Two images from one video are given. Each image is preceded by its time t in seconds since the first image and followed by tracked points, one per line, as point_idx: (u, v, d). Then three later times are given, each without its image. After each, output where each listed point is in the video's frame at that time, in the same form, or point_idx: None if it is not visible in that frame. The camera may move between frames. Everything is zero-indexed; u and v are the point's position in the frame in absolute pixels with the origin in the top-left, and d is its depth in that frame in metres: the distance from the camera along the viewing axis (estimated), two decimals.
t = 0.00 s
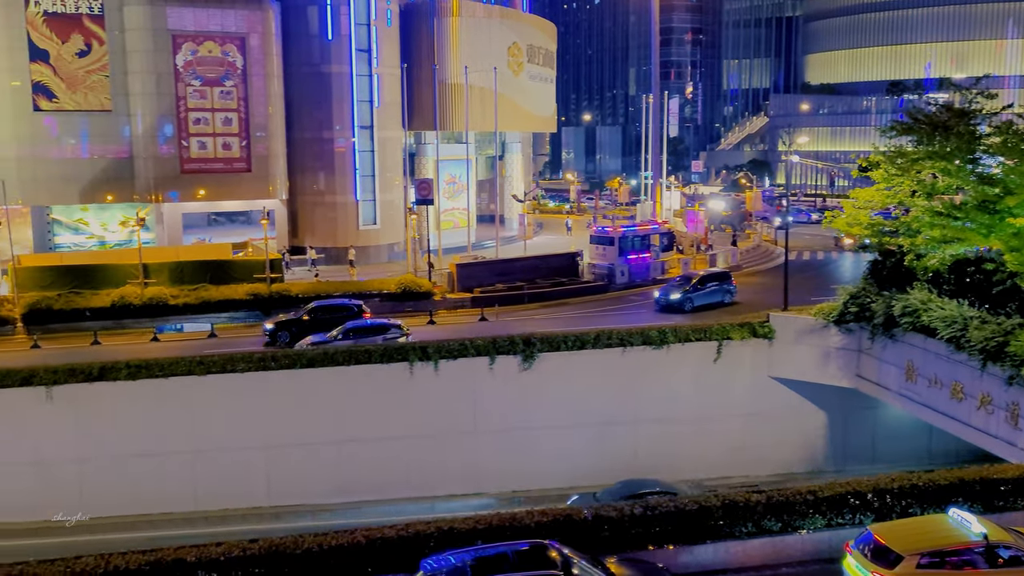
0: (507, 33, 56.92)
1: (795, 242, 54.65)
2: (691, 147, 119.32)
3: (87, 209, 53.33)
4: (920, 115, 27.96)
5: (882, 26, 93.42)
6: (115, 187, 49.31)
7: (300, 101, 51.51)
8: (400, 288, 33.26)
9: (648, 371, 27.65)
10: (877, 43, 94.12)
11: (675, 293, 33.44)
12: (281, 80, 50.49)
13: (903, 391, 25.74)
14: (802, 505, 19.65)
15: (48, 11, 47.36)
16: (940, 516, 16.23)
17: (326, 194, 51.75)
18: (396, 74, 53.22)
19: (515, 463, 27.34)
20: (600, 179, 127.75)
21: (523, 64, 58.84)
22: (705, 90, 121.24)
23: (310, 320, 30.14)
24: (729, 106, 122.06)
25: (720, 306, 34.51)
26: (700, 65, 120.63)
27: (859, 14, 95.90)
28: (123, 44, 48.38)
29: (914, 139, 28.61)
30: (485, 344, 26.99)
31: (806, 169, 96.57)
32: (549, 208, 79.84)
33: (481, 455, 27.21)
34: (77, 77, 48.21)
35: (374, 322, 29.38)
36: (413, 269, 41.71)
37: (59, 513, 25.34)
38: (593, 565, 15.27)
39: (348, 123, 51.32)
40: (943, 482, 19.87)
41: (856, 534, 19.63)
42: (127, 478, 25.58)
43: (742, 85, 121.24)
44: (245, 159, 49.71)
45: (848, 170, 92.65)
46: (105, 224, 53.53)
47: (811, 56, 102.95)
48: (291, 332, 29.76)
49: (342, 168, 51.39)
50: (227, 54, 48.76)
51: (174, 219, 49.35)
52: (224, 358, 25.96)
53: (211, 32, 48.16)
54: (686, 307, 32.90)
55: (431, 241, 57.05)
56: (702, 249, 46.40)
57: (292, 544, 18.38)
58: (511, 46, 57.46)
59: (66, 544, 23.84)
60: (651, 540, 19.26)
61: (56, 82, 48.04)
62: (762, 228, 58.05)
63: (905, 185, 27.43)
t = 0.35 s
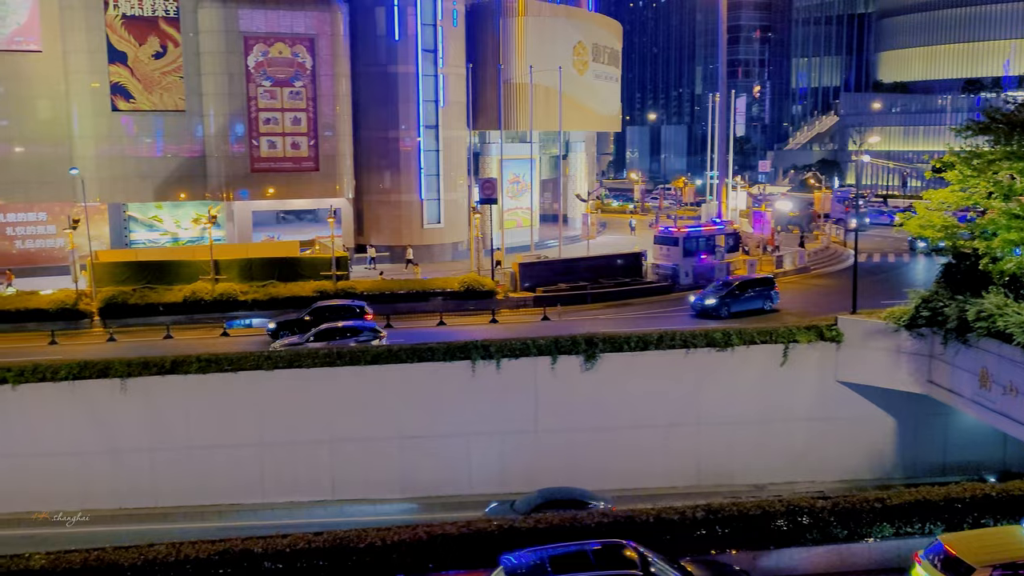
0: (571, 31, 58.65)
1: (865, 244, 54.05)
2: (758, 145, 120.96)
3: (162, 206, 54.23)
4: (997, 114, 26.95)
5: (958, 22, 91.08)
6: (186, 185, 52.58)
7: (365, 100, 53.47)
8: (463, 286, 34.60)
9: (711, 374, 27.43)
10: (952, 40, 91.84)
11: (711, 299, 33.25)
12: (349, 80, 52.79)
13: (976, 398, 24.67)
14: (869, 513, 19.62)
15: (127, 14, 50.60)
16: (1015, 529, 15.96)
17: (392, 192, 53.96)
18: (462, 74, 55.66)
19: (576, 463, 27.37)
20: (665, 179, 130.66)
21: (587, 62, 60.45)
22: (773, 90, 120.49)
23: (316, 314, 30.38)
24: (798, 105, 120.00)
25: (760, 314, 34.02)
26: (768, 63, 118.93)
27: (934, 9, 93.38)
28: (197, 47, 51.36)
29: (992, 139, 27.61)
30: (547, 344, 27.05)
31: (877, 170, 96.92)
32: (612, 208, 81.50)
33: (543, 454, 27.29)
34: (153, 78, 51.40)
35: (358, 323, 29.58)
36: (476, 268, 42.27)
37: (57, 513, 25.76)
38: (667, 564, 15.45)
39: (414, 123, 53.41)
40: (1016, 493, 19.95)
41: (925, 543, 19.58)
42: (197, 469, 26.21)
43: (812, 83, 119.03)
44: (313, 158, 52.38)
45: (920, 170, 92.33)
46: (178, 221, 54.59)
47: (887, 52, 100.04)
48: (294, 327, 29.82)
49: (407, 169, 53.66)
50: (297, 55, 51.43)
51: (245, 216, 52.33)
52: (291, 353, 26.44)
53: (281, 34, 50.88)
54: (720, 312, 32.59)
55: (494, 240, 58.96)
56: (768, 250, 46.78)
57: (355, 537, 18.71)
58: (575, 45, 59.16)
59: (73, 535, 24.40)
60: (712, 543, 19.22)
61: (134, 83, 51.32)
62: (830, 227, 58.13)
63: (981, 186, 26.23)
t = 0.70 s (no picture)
0: (638, 31, 58.76)
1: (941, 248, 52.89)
2: (830, 147, 119.26)
3: (235, 205, 55.28)
4: None
5: None
6: (259, 185, 54.16)
7: (433, 103, 54.93)
8: (527, 287, 35.23)
9: (779, 379, 27.03)
10: None
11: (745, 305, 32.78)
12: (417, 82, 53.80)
13: None
14: (943, 524, 19.23)
15: (204, 19, 52.00)
16: None
17: (458, 193, 55.18)
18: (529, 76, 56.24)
19: (639, 466, 27.20)
20: (734, 180, 130.73)
21: (655, 63, 60.73)
22: (847, 89, 119.16)
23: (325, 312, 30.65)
24: (872, 105, 118.31)
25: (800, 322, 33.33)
26: (842, 62, 119.43)
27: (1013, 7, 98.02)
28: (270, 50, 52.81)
29: None
30: (612, 346, 26.97)
31: (955, 172, 93.90)
32: (680, 209, 81.60)
33: (606, 457, 27.18)
34: (228, 81, 52.85)
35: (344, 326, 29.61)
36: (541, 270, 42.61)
37: (58, 513, 25.81)
38: (743, 566, 16.15)
39: (481, 124, 54.49)
40: None
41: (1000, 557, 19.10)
42: (265, 464, 26.70)
43: (887, 83, 116.01)
44: (382, 159, 53.41)
45: (999, 172, 90.35)
46: (250, 220, 55.60)
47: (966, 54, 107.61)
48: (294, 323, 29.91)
49: (474, 170, 54.78)
50: (367, 58, 52.45)
51: (314, 218, 53.24)
52: (358, 351, 26.80)
53: (352, 37, 51.90)
54: (754, 319, 32.14)
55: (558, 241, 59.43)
56: (839, 254, 46.33)
57: (419, 535, 18.87)
58: (643, 45, 59.27)
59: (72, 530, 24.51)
60: (780, 552, 18.95)
61: (210, 86, 52.75)
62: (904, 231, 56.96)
63: None
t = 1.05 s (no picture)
0: (705, 31, 58.54)
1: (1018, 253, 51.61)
2: (901, 148, 119.41)
3: (302, 206, 55.96)
4: None
5: None
6: (325, 186, 54.99)
7: (496, 104, 55.56)
8: (590, 289, 35.79)
9: (846, 385, 26.52)
10: None
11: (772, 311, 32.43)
12: (481, 84, 54.69)
13: None
14: (1016, 536, 18.67)
15: (273, 23, 52.89)
16: None
17: (521, 195, 55.67)
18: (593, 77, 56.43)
19: (701, 471, 26.94)
20: (800, 182, 135.86)
21: (720, 64, 60.44)
22: (919, 88, 118.93)
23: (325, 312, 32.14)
24: (945, 106, 119.23)
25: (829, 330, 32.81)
26: (913, 60, 117.44)
27: None
28: (337, 52, 53.62)
29: None
30: (675, 349, 26.76)
31: None
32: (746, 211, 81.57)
33: (667, 461, 26.98)
34: (296, 84, 53.68)
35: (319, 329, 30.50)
36: (604, 272, 43.17)
37: (56, 513, 25.86)
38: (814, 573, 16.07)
39: (544, 126, 54.97)
40: None
41: None
42: (327, 461, 27.04)
43: (960, 82, 116.52)
44: (445, 160, 54.47)
45: None
46: (317, 221, 56.15)
47: None
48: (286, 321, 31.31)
49: (537, 171, 55.27)
50: (432, 60, 53.53)
51: (379, 218, 54.58)
52: (420, 351, 27.02)
53: (417, 40, 52.98)
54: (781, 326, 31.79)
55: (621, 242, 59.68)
56: (910, 257, 45.71)
57: (479, 534, 18.92)
58: (709, 45, 59.01)
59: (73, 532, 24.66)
60: (846, 561, 18.60)
61: (279, 89, 53.59)
62: (979, 235, 55.55)
63: None
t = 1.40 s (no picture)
0: (770, 35, 58.05)
1: None
2: (973, 154, 121.89)
3: (364, 211, 56.90)
4: None
5: None
6: (386, 192, 56.19)
7: (557, 112, 56.27)
8: (649, 296, 36.20)
9: (913, 397, 25.90)
10: None
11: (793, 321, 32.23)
12: (541, 90, 55.09)
13: None
14: None
15: (337, 31, 54.13)
16: None
17: (580, 200, 56.29)
18: (655, 82, 56.39)
19: (761, 482, 26.51)
20: (867, 187, 134.64)
21: (785, 68, 59.86)
22: (992, 93, 122.87)
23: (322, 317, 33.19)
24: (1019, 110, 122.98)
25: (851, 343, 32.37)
26: (986, 65, 121.61)
27: None
28: (399, 60, 54.72)
29: None
30: (735, 357, 26.42)
31: None
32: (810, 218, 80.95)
33: (727, 471, 26.61)
34: (359, 91, 54.92)
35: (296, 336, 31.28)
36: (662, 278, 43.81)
37: (57, 513, 26.26)
38: None
39: (604, 131, 55.31)
40: None
41: None
42: (385, 465, 27.25)
43: None
44: (505, 167, 55.20)
45: None
46: (378, 226, 57.26)
47: None
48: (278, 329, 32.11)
49: (596, 177, 55.70)
50: (493, 67, 54.23)
51: (438, 223, 55.36)
52: (478, 357, 27.14)
53: (478, 47, 53.74)
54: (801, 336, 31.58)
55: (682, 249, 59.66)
56: (981, 266, 45.12)
57: (534, 541, 18.33)
58: (773, 50, 58.55)
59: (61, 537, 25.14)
60: None
61: (341, 95, 54.88)
62: None
63: None
